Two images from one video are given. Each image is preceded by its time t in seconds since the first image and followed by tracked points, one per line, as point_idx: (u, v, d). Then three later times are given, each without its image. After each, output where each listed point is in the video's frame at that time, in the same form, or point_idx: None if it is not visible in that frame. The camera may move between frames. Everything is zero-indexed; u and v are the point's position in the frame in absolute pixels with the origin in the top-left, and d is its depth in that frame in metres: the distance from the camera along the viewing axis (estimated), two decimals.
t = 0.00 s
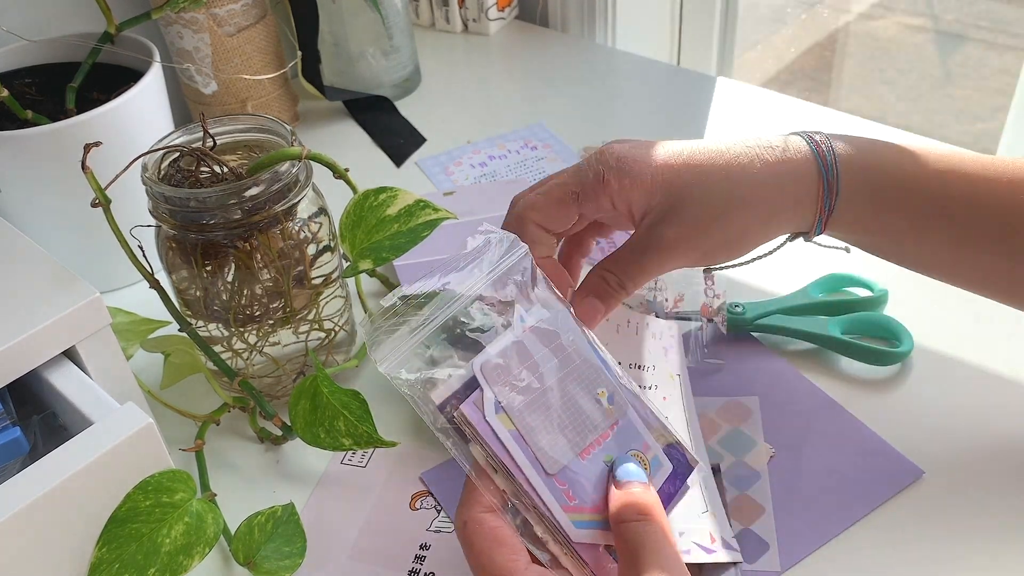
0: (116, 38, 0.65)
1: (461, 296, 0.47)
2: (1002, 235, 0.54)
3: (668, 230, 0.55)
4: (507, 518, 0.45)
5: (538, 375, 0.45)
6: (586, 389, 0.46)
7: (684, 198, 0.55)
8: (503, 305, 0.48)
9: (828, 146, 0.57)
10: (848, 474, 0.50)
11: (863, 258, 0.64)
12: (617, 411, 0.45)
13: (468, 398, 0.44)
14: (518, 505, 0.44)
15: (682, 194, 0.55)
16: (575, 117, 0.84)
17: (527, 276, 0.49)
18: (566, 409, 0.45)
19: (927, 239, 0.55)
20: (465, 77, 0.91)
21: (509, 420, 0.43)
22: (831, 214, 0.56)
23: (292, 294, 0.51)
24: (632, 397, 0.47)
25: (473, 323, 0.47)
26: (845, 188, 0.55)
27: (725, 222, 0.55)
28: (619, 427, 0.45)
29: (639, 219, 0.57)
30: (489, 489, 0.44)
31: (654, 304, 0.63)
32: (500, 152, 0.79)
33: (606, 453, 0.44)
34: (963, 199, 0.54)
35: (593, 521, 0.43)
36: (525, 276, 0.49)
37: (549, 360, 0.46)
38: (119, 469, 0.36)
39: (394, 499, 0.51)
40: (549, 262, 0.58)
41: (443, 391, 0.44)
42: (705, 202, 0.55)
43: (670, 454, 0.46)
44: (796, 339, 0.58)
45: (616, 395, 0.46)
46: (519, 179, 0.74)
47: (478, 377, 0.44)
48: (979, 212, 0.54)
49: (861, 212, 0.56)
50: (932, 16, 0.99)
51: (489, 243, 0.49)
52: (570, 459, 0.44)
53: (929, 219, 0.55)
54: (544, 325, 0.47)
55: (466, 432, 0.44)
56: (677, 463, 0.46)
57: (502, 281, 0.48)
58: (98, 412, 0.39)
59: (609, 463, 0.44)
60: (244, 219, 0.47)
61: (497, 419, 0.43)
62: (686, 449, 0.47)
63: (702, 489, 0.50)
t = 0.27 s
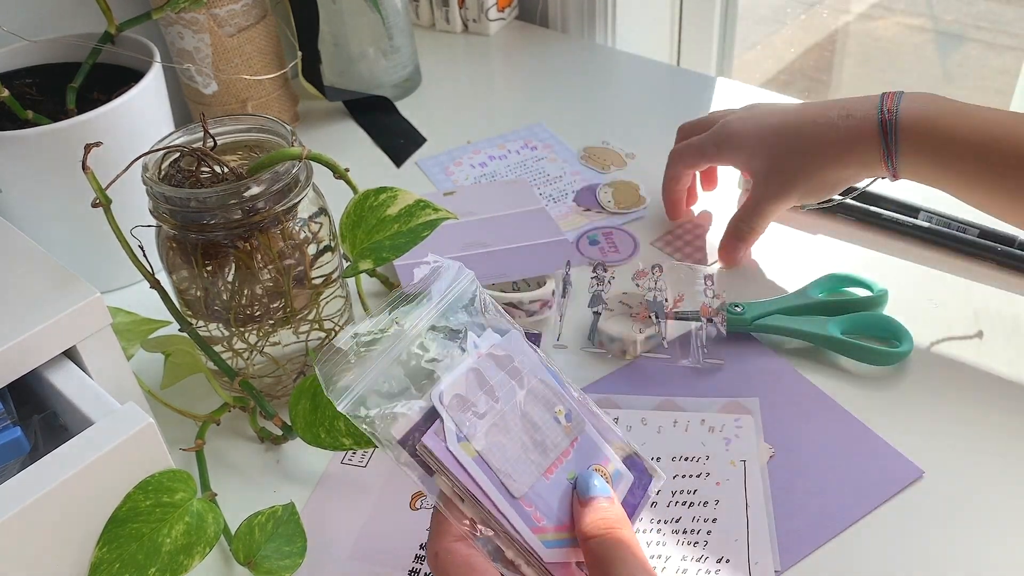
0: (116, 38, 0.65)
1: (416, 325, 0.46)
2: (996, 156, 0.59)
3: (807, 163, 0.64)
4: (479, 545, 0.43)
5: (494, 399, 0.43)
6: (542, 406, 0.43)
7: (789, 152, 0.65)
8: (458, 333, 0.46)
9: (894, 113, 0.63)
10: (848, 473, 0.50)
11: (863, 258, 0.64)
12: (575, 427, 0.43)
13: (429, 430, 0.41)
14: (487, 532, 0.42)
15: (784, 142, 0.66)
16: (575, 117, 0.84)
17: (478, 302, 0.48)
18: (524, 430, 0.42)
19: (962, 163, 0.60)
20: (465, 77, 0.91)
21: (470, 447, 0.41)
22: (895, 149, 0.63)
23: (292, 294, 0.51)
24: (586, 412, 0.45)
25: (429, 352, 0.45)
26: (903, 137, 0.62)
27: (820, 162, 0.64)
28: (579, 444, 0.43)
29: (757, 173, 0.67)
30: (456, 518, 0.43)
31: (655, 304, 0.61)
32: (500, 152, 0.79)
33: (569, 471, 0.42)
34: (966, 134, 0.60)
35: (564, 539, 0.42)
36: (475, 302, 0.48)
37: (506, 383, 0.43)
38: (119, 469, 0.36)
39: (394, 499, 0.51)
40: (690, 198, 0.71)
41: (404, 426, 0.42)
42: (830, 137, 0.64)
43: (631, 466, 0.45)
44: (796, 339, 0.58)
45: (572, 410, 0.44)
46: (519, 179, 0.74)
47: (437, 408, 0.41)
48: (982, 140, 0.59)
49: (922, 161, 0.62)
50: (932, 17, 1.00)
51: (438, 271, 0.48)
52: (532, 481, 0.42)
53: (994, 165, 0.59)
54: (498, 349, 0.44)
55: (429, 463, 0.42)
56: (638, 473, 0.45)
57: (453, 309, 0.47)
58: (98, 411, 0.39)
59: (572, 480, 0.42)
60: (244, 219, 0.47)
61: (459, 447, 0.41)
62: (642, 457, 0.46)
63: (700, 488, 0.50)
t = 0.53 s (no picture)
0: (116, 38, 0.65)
1: (437, 327, 0.48)
2: (1013, 151, 0.59)
3: (784, 93, 0.62)
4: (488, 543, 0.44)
5: (513, 403, 0.44)
6: (564, 413, 0.44)
7: (809, 67, 0.62)
8: (478, 336, 0.48)
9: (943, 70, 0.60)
10: (846, 473, 0.50)
11: (862, 258, 0.64)
12: (597, 435, 0.44)
13: (442, 428, 0.43)
14: (499, 533, 0.43)
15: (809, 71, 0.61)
16: (575, 117, 0.84)
17: (501, 305, 0.49)
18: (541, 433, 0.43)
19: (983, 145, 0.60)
20: (465, 77, 0.91)
21: (484, 447, 0.42)
22: (931, 124, 0.61)
23: (292, 295, 0.51)
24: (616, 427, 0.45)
25: (448, 353, 0.47)
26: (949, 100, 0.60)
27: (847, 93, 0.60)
28: (600, 450, 0.43)
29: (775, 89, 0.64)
30: (468, 517, 0.43)
31: (655, 305, 0.60)
32: (500, 152, 0.79)
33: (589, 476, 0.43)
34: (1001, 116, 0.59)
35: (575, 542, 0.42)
36: (497, 307, 0.49)
37: (524, 387, 0.45)
38: (119, 468, 0.36)
39: (394, 499, 0.51)
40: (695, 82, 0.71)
41: (419, 423, 0.44)
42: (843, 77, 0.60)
43: (654, 476, 0.45)
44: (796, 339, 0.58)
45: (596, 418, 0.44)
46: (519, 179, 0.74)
47: (451, 407, 0.43)
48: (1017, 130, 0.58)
49: (957, 133, 0.60)
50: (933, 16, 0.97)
51: (465, 273, 0.50)
52: (542, 484, 0.42)
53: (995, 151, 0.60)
54: (517, 351, 0.46)
55: (442, 461, 0.43)
56: (660, 484, 0.45)
57: (474, 312, 0.49)
58: (98, 411, 0.39)
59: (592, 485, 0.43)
60: (244, 219, 0.47)
61: (472, 447, 0.42)
62: (667, 469, 0.46)
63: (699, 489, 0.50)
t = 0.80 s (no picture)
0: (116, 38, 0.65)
1: (454, 320, 0.47)
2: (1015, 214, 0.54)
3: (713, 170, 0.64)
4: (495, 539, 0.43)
5: (526, 400, 0.44)
6: (576, 417, 0.44)
7: (694, 164, 0.65)
8: (495, 331, 0.47)
9: (809, 137, 0.62)
10: (846, 473, 0.50)
11: (862, 258, 0.65)
12: (606, 439, 0.44)
13: (454, 422, 0.43)
14: (506, 530, 0.43)
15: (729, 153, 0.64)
16: (575, 117, 0.84)
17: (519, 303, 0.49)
18: (552, 434, 0.43)
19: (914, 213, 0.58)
20: (465, 77, 0.91)
21: (494, 444, 0.42)
22: (810, 189, 0.62)
23: (292, 295, 0.51)
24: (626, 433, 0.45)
25: (462, 347, 0.46)
26: (819, 170, 0.61)
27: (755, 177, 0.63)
28: (609, 454, 0.43)
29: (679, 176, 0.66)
30: (477, 513, 0.43)
31: (655, 305, 0.61)
32: (500, 153, 0.79)
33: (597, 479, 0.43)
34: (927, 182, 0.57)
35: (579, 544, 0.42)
36: (515, 304, 0.49)
37: (537, 386, 0.44)
38: (119, 469, 0.36)
39: (394, 499, 0.51)
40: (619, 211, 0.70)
41: (430, 416, 0.43)
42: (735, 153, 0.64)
43: (660, 482, 0.44)
44: (796, 339, 0.58)
45: (606, 421, 0.44)
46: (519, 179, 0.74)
47: (465, 402, 0.43)
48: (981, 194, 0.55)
49: (848, 194, 0.60)
50: (932, 17, 0.95)
51: (484, 269, 0.50)
52: (549, 485, 0.42)
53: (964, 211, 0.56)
54: (533, 351, 0.46)
55: (452, 455, 0.43)
56: (666, 491, 0.44)
57: (493, 308, 0.48)
58: (98, 411, 0.39)
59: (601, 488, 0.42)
60: (244, 219, 0.47)
61: (483, 443, 0.42)
62: (675, 476, 0.45)
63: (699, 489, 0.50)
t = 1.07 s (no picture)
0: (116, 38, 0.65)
1: (459, 315, 0.47)
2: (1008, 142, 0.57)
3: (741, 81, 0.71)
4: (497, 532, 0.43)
5: (528, 394, 0.44)
6: (577, 412, 0.44)
7: (707, 107, 0.71)
8: (499, 326, 0.47)
9: (797, 77, 0.68)
10: (846, 473, 0.50)
11: (862, 258, 0.64)
12: (606, 435, 0.44)
13: (457, 414, 0.43)
14: (506, 523, 0.43)
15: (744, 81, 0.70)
16: (575, 117, 0.84)
17: (523, 299, 0.48)
18: (554, 429, 0.43)
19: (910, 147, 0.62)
20: (465, 77, 0.91)
21: (497, 437, 0.42)
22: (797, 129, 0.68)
23: (292, 294, 0.51)
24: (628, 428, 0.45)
25: (466, 341, 0.46)
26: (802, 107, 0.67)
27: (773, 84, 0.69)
28: (610, 450, 0.43)
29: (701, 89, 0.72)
30: (478, 504, 0.43)
31: (655, 305, 0.61)
32: (500, 153, 0.79)
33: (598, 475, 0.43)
34: (927, 118, 0.61)
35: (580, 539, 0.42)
36: (521, 301, 0.48)
37: (540, 380, 0.44)
38: (119, 469, 0.36)
39: (394, 499, 0.51)
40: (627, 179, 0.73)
41: (433, 407, 0.44)
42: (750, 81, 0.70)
43: (660, 479, 0.44)
44: (796, 339, 0.58)
45: (608, 417, 0.44)
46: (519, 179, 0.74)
47: (468, 396, 0.43)
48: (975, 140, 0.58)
49: (851, 128, 0.65)
50: (932, 17, 0.94)
51: (488, 264, 0.50)
52: (549, 478, 0.42)
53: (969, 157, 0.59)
54: (536, 346, 0.46)
55: (455, 447, 0.43)
56: (666, 489, 0.44)
57: (497, 304, 0.48)
58: (98, 411, 0.39)
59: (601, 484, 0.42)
60: (244, 219, 0.47)
61: (485, 435, 0.42)
62: (676, 473, 0.45)
63: (699, 489, 0.50)
